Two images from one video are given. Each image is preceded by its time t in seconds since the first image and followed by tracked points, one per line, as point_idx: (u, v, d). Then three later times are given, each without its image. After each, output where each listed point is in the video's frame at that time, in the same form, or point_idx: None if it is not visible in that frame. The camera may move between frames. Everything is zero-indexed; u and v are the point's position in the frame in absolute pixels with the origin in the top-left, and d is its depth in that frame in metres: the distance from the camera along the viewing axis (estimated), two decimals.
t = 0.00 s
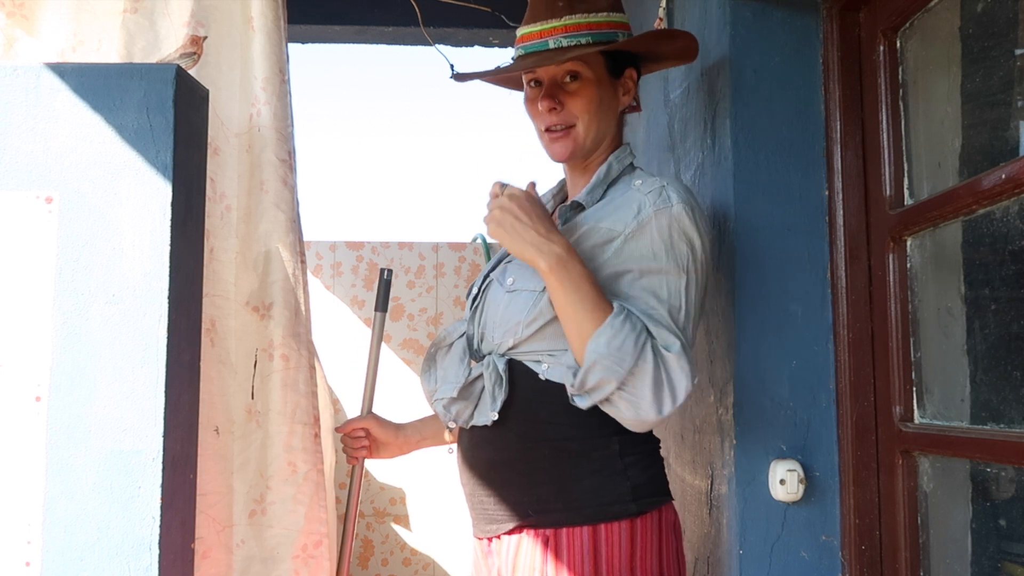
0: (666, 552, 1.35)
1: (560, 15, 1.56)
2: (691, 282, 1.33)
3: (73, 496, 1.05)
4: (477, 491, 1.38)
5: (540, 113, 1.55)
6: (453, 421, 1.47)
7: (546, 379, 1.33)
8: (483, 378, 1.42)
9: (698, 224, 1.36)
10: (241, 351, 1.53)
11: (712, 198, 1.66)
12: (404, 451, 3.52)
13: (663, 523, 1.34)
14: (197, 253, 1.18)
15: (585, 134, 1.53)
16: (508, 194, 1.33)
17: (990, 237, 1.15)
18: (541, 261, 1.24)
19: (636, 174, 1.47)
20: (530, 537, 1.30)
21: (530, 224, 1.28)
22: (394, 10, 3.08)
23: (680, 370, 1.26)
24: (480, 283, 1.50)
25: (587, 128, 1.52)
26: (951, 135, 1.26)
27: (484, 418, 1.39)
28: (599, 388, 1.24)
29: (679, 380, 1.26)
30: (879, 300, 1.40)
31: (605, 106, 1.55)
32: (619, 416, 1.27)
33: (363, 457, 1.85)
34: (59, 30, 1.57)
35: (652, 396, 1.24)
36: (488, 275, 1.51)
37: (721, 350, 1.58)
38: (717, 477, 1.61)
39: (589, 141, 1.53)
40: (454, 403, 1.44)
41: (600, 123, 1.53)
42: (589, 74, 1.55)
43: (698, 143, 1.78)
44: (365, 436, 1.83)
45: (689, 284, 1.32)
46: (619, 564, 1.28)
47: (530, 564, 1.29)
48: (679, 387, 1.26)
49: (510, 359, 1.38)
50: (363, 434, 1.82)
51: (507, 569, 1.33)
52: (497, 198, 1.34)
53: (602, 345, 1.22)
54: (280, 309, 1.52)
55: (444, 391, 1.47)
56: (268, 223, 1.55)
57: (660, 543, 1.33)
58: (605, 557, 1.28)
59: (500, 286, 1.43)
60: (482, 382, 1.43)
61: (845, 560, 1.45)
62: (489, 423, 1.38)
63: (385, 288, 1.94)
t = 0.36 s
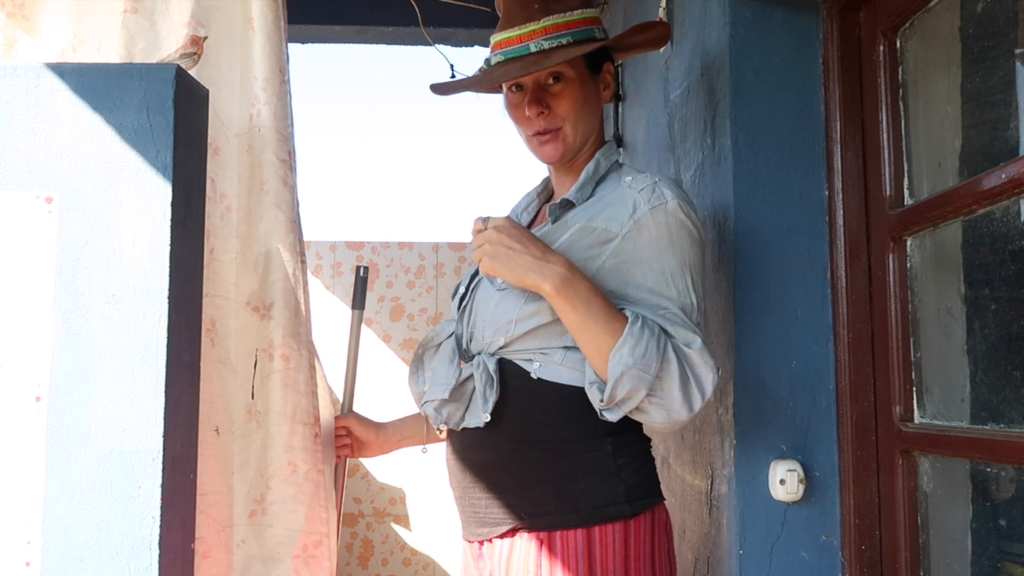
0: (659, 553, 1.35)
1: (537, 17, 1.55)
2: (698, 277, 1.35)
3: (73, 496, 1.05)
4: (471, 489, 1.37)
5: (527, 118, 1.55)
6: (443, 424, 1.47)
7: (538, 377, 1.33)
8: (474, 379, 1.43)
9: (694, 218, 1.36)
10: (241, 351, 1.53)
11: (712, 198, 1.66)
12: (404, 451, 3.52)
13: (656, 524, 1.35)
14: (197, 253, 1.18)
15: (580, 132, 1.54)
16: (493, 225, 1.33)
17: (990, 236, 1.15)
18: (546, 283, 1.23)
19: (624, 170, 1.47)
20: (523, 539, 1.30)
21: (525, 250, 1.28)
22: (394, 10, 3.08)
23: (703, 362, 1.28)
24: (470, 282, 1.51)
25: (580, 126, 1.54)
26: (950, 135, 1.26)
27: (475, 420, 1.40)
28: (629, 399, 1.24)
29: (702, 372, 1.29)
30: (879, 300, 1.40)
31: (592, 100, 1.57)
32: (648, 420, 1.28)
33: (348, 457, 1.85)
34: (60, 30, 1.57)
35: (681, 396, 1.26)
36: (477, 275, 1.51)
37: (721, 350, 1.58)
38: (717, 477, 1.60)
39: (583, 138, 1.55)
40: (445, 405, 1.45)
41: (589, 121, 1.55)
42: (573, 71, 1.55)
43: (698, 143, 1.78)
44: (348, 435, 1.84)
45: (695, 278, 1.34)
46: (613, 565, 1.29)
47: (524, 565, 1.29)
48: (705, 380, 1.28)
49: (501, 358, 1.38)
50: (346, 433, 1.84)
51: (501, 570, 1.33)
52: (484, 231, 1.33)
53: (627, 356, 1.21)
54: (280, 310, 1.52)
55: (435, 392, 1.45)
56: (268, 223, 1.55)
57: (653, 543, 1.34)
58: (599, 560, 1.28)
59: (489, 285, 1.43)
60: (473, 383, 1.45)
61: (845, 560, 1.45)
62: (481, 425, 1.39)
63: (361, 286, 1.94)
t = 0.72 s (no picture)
0: (646, 551, 1.36)
1: (490, 23, 1.55)
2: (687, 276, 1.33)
3: (73, 496, 1.05)
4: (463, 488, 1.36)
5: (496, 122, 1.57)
6: (432, 421, 1.46)
7: (524, 377, 1.32)
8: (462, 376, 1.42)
9: (681, 217, 1.36)
10: (241, 351, 1.53)
11: (712, 198, 1.65)
12: (403, 451, 3.52)
13: (642, 522, 1.36)
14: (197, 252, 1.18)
15: (539, 134, 1.53)
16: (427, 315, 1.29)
17: (990, 236, 1.15)
18: (499, 338, 1.21)
19: (615, 168, 1.46)
20: (510, 538, 1.31)
21: (468, 319, 1.26)
22: (394, 10, 3.08)
23: (678, 373, 1.26)
24: (461, 278, 1.51)
25: (539, 128, 1.53)
26: (951, 135, 1.26)
27: (462, 417, 1.39)
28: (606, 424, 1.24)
29: (681, 380, 1.27)
30: (879, 300, 1.40)
31: (563, 99, 1.53)
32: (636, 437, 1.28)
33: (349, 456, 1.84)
34: (60, 30, 1.57)
35: (659, 410, 1.25)
36: (468, 269, 1.51)
37: (721, 350, 1.58)
38: (717, 477, 1.60)
39: (547, 139, 1.54)
40: (432, 402, 1.43)
41: (553, 119, 1.53)
42: (535, 70, 1.52)
43: (698, 143, 1.78)
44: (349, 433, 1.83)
45: (684, 277, 1.32)
46: (599, 565, 1.29)
47: (510, 564, 1.30)
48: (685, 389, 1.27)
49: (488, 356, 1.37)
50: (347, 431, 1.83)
51: (488, 568, 1.34)
52: (423, 323, 1.29)
53: (592, 388, 1.21)
54: (280, 310, 1.52)
55: (423, 389, 1.44)
56: (268, 224, 1.55)
57: (639, 541, 1.34)
58: (585, 559, 1.28)
59: (479, 281, 1.43)
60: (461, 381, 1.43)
61: (845, 560, 1.45)
62: (466, 422, 1.38)
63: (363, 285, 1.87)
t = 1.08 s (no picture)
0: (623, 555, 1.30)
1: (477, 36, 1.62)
2: (585, 247, 1.18)
3: (73, 496, 1.05)
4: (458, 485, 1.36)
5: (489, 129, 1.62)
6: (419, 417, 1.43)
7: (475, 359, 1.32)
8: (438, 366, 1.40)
9: (587, 187, 1.23)
10: (241, 351, 1.53)
11: (712, 198, 1.65)
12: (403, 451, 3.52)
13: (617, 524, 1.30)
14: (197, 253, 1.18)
15: (501, 131, 1.50)
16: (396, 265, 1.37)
17: (990, 236, 1.15)
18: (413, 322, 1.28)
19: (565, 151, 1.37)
20: (484, 533, 1.32)
21: (411, 285, 1.32)
22: (394, 10, 3.09)
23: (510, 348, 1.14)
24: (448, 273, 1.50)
25: (499, 123, 1.49)
26: (951, 135, 1.26)
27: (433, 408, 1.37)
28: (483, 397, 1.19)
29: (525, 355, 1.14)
30: (879, 300, 1.40)
31: (511, 85, 1.46)
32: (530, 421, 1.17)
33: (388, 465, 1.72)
34: (60, 30, 1.57)
35: (536, 384, 1.13)
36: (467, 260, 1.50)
37: (721, 350, 1.58)
38: (717, 477, 1.60)
39: (510, 134, 1.49)
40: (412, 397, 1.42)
41: (495, 115, 1.50)
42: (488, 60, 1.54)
43: (698, 142, 1.78)
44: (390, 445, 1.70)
45: (580, 248, 1.18)
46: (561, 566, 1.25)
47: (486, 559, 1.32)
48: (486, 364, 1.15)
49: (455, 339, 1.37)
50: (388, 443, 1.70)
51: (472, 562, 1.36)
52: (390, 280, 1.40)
53: (463, 359, 1.17)
54: (280, 310, 1.53)
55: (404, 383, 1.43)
56: (268, 224, 1.56)
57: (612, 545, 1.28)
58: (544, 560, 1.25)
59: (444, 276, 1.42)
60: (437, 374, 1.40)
61: (845, 560, 1.45)
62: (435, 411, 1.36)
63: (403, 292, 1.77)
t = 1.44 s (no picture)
0: (600, 543, 1.36)
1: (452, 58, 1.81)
2: (499, 246, 1.31)
3: (73, 496, 1.05)
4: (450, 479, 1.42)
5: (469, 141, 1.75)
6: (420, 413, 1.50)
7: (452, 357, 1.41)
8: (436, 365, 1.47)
9: (513, 187, 1.35)
10: (240, 350, 1.52)
11: (712, 198, 1.66)
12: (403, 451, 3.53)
13: (592, 515, 1.36)
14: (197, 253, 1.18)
15: (478, 145, 1.64)
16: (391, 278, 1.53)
17: (990, 236, 1.15)
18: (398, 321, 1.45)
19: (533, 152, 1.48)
20: (471, 529, 1.41)
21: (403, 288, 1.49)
22: (394, 10, 3.09)
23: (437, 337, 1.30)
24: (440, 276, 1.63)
25: (475, 138, 1.64)
26: (951, 135, 1.26)
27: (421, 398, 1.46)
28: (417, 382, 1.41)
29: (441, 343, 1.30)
30: (879, 300, 1.40)
31: (481, 101, 1.61)
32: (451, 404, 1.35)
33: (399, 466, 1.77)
34: (60, 31, 1.57)
35: (434, 369, 1.30)
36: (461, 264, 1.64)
37: (721, 350, 1.58)
38: (717, 477, 1.60)
39: (485, 147, 1.63)
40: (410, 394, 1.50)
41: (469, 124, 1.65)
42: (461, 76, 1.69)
43: (698, 142, 1.78)
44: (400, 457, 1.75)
45: (494, 247, 1.31)
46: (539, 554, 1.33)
47: (473, 552, 1.40)
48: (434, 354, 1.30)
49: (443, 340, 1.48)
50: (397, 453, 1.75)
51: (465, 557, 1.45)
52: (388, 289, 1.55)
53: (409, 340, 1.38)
54: (279, 310, 1.53)
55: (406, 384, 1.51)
56: (268, 224, 1.56)
57: (589, 533, 1.35)
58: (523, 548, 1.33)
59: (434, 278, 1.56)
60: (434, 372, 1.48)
61: (845, 560, 1.45)
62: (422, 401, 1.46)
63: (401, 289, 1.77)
